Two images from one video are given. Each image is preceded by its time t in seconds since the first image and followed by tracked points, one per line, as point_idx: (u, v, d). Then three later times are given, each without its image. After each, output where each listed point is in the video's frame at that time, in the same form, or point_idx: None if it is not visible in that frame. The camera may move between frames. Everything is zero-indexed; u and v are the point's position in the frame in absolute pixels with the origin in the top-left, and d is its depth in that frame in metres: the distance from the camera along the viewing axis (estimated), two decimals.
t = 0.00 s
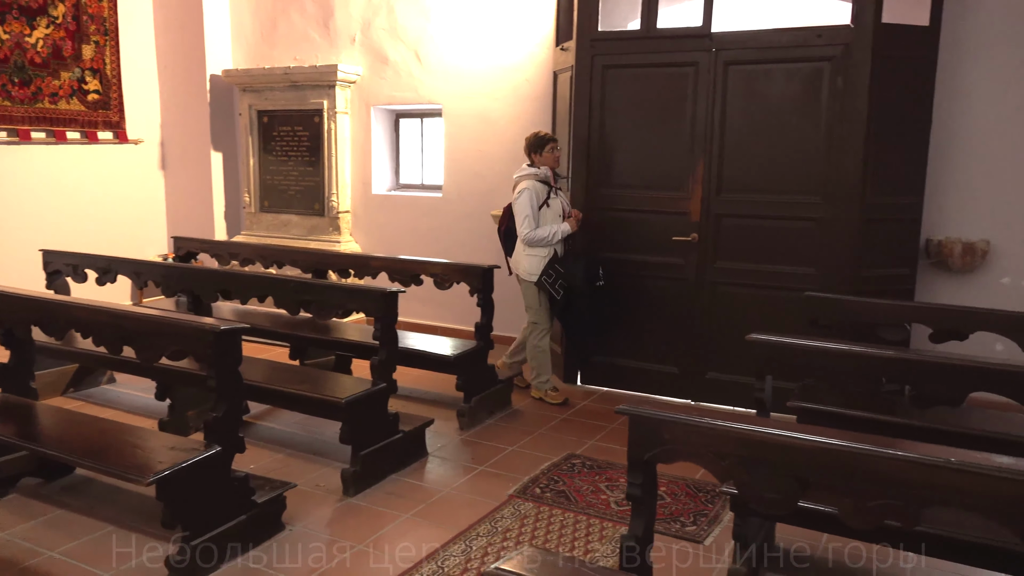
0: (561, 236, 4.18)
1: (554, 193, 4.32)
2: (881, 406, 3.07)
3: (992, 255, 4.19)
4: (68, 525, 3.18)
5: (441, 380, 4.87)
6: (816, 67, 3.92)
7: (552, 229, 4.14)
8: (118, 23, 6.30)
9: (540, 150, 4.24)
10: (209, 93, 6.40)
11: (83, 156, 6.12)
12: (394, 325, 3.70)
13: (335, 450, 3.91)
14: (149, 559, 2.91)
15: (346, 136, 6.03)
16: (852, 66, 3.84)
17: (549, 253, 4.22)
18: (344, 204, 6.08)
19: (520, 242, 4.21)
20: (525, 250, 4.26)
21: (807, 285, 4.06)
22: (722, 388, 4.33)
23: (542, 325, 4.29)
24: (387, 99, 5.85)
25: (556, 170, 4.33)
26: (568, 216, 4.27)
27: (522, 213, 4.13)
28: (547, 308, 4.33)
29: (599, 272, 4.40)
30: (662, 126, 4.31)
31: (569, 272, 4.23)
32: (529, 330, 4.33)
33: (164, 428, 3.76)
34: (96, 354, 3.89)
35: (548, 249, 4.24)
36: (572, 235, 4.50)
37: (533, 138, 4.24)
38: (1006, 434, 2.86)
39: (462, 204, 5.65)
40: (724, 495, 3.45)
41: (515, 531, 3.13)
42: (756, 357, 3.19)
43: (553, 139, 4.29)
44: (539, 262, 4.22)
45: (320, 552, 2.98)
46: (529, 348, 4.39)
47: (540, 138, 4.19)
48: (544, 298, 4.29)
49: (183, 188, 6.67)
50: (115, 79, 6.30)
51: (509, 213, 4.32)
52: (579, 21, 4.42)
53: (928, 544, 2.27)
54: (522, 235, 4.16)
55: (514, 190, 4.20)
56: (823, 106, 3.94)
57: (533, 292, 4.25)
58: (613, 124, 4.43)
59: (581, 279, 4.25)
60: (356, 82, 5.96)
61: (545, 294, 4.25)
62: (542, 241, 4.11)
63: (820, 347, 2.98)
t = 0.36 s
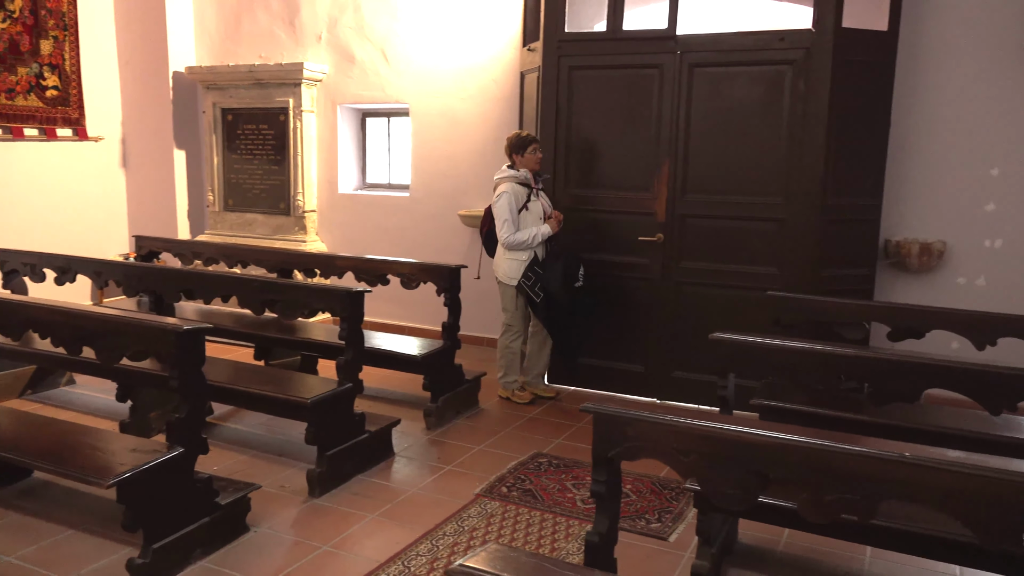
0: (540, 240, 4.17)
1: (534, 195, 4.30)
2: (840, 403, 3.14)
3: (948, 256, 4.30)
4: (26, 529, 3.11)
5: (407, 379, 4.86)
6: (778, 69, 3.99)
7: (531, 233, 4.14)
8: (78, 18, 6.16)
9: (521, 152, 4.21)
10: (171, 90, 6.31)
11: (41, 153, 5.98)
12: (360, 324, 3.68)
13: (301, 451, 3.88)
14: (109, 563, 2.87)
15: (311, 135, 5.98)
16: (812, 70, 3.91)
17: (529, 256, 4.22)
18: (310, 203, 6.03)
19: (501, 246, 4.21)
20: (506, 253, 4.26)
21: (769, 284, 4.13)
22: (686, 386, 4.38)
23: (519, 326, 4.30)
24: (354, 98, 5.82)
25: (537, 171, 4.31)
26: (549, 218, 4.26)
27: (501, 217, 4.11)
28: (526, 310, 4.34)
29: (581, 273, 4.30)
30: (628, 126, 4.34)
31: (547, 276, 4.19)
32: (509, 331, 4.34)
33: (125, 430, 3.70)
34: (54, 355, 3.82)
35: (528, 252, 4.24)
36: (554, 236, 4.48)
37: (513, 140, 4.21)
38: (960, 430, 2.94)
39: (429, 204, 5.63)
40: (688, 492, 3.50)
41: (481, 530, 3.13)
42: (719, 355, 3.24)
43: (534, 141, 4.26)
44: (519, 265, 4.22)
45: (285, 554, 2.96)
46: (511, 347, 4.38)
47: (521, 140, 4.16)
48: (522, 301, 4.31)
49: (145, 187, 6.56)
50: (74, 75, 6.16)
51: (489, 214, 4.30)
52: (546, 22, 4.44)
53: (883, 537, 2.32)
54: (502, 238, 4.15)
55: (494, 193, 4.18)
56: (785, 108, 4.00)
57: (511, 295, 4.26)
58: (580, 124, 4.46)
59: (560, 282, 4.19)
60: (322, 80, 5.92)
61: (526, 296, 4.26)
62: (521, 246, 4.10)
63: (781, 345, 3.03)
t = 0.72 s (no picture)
0: (532, 242, 4.12)
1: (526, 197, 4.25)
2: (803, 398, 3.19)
3: (908, 253, 4.40)
4: None
5: (376, 380, 4.85)
6: (742, 70, 4.05)
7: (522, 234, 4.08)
8: (36, 16, 5.98)
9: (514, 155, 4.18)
10: (133, 89, 6.22)
11: None
12: (328, 325, 3.67)
13: (269, 453, 3.85)
14: (73, 570, 2.82)
15: (277, 135, 5.93)
16: (774, 70, 3.97)
17: (520, 259, 4.16)
18: (277, 204, 5.98)
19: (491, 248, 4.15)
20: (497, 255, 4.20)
21: (734, 281, 4.19)
22: (654, 383, 4.42)
23: (502, 328, 4.28)
24: (320, 98, 5.78)
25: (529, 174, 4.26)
26: (540, 220, 4.20)
27: (492, 218, 4.07)
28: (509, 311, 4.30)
29: (568, 273, 4.22)
30: (594, 126, 4.37)
31: (534, 280, 4.09)
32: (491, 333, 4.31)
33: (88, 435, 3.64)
34: (14, 360, 3.74)
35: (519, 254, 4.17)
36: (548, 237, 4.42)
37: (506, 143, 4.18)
38: (919, 423, 3.01)
39: (398, 204, 5.62)
40: (656, 488, 3.53)
41: (451, 529, 3.14)
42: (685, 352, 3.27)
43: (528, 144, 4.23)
44: (510, 267, 4.16)
45: (254, 557, 2.94)
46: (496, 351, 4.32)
47: (515, 143, 4.13)
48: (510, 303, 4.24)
49: (107, 188, 6.45)
50: (33, 74, 5.98)
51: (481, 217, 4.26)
52: (512, 22, 4.46)
53: (843, 528, 2.37)
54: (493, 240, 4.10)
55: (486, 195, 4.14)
56: (748, 108, 4.06)
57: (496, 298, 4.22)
58: (547, 124, 4.48)
59: (545, 286, 4.11)
60: (288, 79, 5.87)
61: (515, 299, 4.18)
62: (512, 247, 4.04)
63: (745, 342, 3.07)
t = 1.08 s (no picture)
0: (546, 235, 3.99)
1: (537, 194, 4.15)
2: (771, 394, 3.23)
3: (872, 250, 4.47)
4: None
5: (348, 382, 4.82)
6: (709, 70, 4.09)
7: (536, 228, 3.96)
8: None
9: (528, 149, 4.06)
10: (97, 90, 6.12)
11: None
12: (297, 327, 3.64)
13: (238, 457, 3.81)
14: None
15: (245, 136, 5.88)
16: (740, 70, 4.02)
17: (532, 254, 4.02)
18: (246, 205, 5.93)
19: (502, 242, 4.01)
20: (507, 250, 4.05)
21: (703, 280, 4.23)
22: (625, 381, 4.45)
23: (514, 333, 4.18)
24: (288, 98, 5.74)
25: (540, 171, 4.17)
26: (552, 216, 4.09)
27: (507, 211, 3.92)
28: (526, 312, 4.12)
29: (581, 271, 4.19)
30: (564, 127, 4.39)
31: (551, 269, 4.02)
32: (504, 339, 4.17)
33: (51, 441, 3.58)
34: None
35: (530, 249, 4.04)
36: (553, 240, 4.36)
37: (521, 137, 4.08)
38: (883, 417, 3.06)
39: (369, 205, 5.60)
40: (626, 486, 3.56)
41: (422, 530, 3.13)
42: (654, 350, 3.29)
43: (540, 139, 4.12)
44: (521, 262, 4.02)
45: (223, 562, 2.91)
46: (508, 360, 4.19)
47: (530, 138, 4.02)
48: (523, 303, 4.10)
49: (70, 190, 6.34)
50: None
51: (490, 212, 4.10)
52: (481, 22, 4.46)
53: (805, 521, 2.41)
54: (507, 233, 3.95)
55: (499, 188, 3.99)
56: (715, 108, 4.10)
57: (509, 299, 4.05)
58: (516, 125, 4.48)
59: (563, 278, 4.03)
60: (255, 80, 5.82)
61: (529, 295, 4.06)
62: (528, 240, 3.90)
63: (712, 339, 3.09)
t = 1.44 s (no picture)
0: (541, 241, 3.91)
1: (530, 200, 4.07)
2: (732, 395, 3.26)
3: (833, 252, 4.54)
4: None
5: (313, 386, 4.78)
6: (672, 74, 4.13)
7: (532, 234, 3.87)
8: None
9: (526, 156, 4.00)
10: (56, 90, 6.01)
11: None
12: (260, 331, 3.61)
13: (199, 462, 3.76)
14: None
15: (208, 137, 5.82)
16: (703, 75, 4.06)
17: (526, 259, 3.93)
18: (209, 207, 5.87)
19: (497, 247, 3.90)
20: (501, 256, 3.94)
21: (667, 282, 4.26)
22: (591, 383, 4.47)
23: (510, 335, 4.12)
24: (252, 100, 5.69)
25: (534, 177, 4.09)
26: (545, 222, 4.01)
27: (502, 216, 3.82)
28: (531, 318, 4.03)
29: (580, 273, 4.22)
30: (529, 129, 4.40)
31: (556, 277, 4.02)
32: (512, 342, 4.02)
33: (4, 449, 3.50)
34: None
35: (524, 255, 3.94)
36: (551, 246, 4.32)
37: (519, 143, 4.01)
38: (842, 416, 3.11)
39: (335, 208, 5.56)
40: (591, 487, 3.57)
41: (388, 534, 3.11)
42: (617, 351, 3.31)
43: (537, 147, 4.07)
44: (515, 268, 3.91)
45: (183, 569, 2.87)
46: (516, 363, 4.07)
47: (530, 145, 3.97)
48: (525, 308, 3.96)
49: (28, 192, 6.21)
50: None
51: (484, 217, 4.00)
52: (446, 25, 4.46)
53: (763, 520, 2.45)
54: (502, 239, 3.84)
55: (494, 193, 3.89)
56: (678, 111, 4.14)
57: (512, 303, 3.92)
58: (481, 128, 4.49)
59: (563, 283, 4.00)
60: (219, 81, 5.76)
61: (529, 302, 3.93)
62: (525, 245, 3.81)
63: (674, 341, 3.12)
